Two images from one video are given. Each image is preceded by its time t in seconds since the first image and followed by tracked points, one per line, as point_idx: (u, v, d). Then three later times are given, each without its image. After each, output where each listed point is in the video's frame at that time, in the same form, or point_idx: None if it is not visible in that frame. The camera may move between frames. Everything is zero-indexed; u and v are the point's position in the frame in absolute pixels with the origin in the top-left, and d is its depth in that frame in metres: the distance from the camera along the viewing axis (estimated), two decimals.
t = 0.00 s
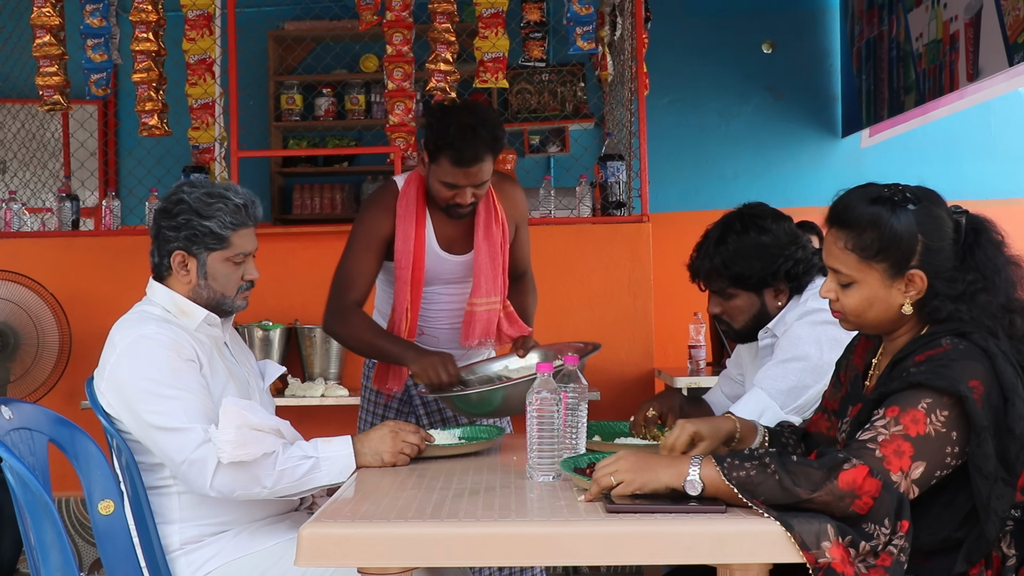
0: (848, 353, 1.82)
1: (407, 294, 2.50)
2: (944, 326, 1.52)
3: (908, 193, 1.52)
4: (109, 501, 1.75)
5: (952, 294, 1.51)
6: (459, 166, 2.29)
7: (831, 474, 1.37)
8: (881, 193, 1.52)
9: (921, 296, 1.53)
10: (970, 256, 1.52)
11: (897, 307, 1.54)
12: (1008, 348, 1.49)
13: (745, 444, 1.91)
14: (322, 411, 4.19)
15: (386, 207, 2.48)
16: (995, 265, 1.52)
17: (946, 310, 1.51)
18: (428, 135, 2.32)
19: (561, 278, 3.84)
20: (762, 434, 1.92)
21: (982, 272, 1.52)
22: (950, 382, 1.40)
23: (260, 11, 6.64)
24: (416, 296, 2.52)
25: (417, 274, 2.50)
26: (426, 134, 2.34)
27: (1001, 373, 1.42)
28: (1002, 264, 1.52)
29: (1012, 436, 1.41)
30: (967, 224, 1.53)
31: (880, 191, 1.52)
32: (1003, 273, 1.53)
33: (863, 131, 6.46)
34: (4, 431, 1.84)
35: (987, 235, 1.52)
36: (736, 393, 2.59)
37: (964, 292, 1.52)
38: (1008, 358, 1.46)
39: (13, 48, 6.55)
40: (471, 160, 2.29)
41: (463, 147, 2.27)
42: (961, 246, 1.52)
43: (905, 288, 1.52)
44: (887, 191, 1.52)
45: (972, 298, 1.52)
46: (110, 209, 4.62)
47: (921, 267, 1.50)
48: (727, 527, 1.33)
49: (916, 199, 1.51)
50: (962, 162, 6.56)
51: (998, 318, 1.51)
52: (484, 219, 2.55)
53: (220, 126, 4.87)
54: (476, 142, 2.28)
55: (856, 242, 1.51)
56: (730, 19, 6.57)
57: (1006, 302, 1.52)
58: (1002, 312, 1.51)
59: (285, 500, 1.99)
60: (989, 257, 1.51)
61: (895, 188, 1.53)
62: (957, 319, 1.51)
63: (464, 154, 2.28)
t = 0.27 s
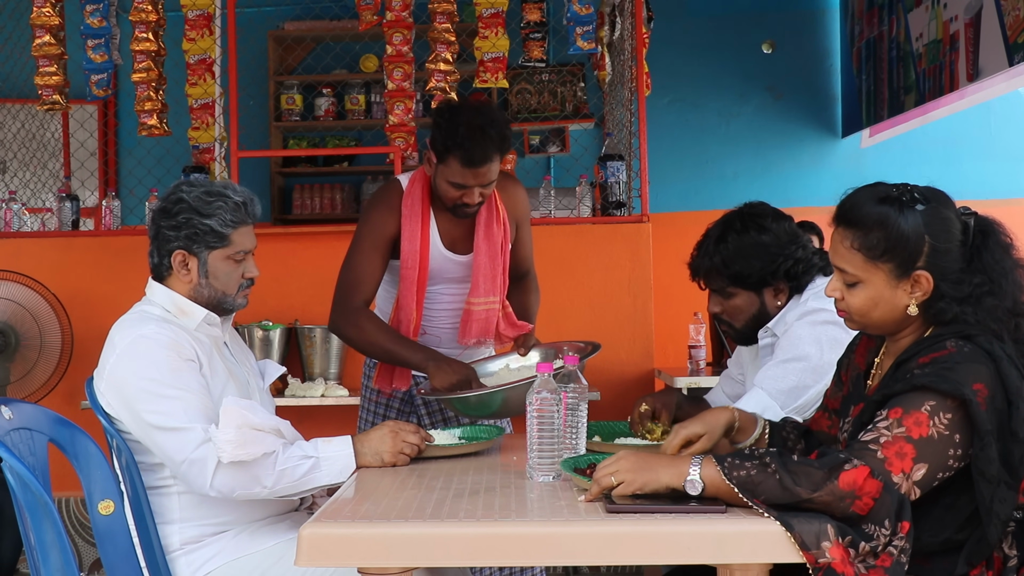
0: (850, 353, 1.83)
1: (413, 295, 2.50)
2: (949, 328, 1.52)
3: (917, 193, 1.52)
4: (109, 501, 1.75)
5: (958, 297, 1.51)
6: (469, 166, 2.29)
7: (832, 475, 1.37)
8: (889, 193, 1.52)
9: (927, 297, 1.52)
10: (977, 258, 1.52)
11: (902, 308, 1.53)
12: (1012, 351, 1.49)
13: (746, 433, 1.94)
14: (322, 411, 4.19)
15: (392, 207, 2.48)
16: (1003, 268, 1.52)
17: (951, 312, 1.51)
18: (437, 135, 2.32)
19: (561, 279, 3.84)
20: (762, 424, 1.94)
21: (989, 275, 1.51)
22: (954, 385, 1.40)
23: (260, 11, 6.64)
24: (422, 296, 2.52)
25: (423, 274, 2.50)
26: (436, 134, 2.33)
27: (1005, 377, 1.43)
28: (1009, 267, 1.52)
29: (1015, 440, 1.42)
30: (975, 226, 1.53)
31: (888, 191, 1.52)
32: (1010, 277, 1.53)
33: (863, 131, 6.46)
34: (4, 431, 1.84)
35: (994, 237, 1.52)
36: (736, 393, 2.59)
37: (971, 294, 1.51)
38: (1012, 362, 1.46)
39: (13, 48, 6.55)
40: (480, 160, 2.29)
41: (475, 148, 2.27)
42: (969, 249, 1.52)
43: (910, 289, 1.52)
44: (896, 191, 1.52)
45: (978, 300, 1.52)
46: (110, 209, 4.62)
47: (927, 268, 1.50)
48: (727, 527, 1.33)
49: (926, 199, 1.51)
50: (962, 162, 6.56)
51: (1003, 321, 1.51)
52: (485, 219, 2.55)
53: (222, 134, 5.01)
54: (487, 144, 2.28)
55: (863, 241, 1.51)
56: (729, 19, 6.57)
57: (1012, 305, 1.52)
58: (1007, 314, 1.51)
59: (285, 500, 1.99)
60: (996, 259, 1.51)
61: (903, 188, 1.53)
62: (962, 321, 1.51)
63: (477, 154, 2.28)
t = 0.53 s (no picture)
0: (853, 352, 1.82)
1: (415, 297, 2.51)
2: (951, 328, 1.52)
3: (916, 194, 1.52)
4: (110, 501, 1.75)
5: (961, 297, 1.51)
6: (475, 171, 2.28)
7: (832, 474, 1.37)
8: (889, 195, 1.51)
9: (931, 297, 1.52)
10: (979, 257, 1.52)
11: (906, 309, 1.53)
12: (1014, 353, 1.49)
13: (762, 437, 1.93)
14: (322, 411, 4.19)
15: (394, 208, 2.48)
16: (1005, 267, 1.52)
17: (954, 312, 1.51)
18: (444, 136, 2.31)
19: (561, 279, 3.84)
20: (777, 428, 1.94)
21: (992, 274, 1.51)
22: (955, 386, 1.40)
23: (260, 11, 6.64)
24: (425, 298, 2.53)
25: (424, 275, 2.51)
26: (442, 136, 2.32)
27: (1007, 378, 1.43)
28: (1011, 267, 1.52)
29: (1017, 441, 1.42)
30: (977, 226, 1.53)
31: (888, 193, 1.52)
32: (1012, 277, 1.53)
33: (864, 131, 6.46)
34: (5, 431, 1.84)
35: (995, 237, 1.52)
36: (736, 394, 2.58)
37: (974, 294, 1.51)
38: (1013, 363, 1.46)
39: (13, 48, 6.56)
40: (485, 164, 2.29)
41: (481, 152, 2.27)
42: (971, 248, 1.52)
43: (914, 290, 1.52)
44: (895, 193, 1.52)
45: (980, 301, 1.52)
46: (110, 209, 4.62)
47: (929, 269, 1.50)
48: (727, 527, 1.33)
49: (926, 201, 1.51)
50: (962, 162, 6.56)
51: (1006, 321, 1.51)
52: (488, 222, 2.54)
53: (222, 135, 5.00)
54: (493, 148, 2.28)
55: (865, 245, 1.50)
56: (730, 19, 6.57)
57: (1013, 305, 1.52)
58: (1009, 315, 1.51)
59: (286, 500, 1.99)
60: (998, 258, 1.51)
61: (902, 190, 1.53)
62: (964, 322, 1.51)
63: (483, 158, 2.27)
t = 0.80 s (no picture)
0: (853, 352, 1.82)
1: (416, 299, 2.51)
2: (954, 327, 1.52)
3: (926, 191, 1.52)
4: (109, 501, 1.75)
5: (965, 296, 1.51)
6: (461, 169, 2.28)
7: (833, 474, 1.37)
8: (900, 190, 1.52)
9: (936, 295, 1.52)
10: (984, 255, 1.51)
11: (910, 306, 1.53)
12: (1016, 354, 1.49)
13: (759, 438, 1.92)
14: (322, 411, 4.19)
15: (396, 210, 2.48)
16: (1009, 267, 1.51)
17: (957, 312, 1.51)
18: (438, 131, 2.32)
19: (561, 278, 3.84)
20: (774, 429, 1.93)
21: (996, 274, 1.51)
22: (957, 387, 1.40)
23: (260, 11, 6.64)
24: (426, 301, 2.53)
25: (424, 278, 2.51)
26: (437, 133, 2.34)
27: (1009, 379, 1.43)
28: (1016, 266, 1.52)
29: (1018, 441, 1.41)
30: (983, 225, 1.52)
31: (898, 189, 1.52)
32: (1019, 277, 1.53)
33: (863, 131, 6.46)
34: (4, 431, 1.84)
35: (1002, 236, 1.52)
36: (736, 394, 2.59)
37: (978, 294, 1.51)
38: (1016, 364, 1.46)
39: (13, 48, 6.55)
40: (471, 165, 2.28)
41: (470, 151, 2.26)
42: (975, 246, 1.52)
43: (919, 287, 1.52)
44: (906, 188, 1.52)
45: (984, 300, 1.51)
46: (110, 209, 4.62)
47: (936, 266, 1.50)
48: (727, 527, 1.33)
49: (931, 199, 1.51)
50: (962, 162, 6.56)
51: (1008, 321, 1.51)
52: (490, 225, 2.55)
53: (222, 131, 4.93)
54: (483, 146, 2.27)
55: (873, 238, 1.51)
56: (730, 19, 6.57)
57: (1016, 305, 1.52)
58: (1011, 315, 1.51)
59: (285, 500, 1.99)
60: (1003, 259, 1.51)
61: (913, 186, 1.53)
62: (967, 321, 1.51)
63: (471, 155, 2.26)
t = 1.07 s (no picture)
0: (853, 351, 1.82)
1: (416, 305, 2.50)
2: (953, 328, 1.52)
3: (920, 193, 1.52)
4: (109, 501, 1.75)
5: (963, 297, 1.51)
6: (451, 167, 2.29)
7: (832, 475, 1.37)
8: (893, 194, 1.51)
9: (932, 298, 1.52)
10: (979, 256, 1.52)
11: (906, 309, 1.53)
12: (1017, 353, 1.49)
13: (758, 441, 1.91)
14: (322, 411, 4.19)
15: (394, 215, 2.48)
16: (1007, 268, 1.51)
17: (956, 313, 1.51)
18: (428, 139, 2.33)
19: (561, 279, 3.84)
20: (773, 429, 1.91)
21: (994, 275, 1.51)
22: (957, 388, 1.40)
23: (260, 11, 6.64)
24: (425, 307, 2.52)
25: (424, 284, 2.51)
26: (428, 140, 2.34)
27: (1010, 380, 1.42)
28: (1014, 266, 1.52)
29: (1018, 442, 1.41)
30: (978, 226, 1.53)
31: (892, 191, 1.52)
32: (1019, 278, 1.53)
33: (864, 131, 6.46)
34: (4, 431, 1.84)
35: (997, 236, 1.52)
36: (736, 394, 2.59)
37: (976, 295, 1.51)
38: (1016, 364, 1.46)
39: (13, 48, 6.55)
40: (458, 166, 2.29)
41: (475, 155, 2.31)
42: (970, 247, 1.52)
43: (915, 290, 1.52)
44: (899, 192, 1.52)
45: (983, 301, 1.51)
46: (110, 209, 4.62)
47: (932, 268, 1.50)
48: (727, 527, 1.33)
49: (924, 199, 1.51)
50: (962, 162, 6.56)
51: (1007, 322, 1.51)
52: (487, 231, 2.56)
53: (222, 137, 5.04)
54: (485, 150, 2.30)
55: (867, 242, 1.50)
56: (730, 19, 6.57)
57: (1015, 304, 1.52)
58: (1009, 315, 1.51)
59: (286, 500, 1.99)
60: (1001, 260, 1.51)
61: (907, 188, 1.53)
62: (966, 323, 1.52)
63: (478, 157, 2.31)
